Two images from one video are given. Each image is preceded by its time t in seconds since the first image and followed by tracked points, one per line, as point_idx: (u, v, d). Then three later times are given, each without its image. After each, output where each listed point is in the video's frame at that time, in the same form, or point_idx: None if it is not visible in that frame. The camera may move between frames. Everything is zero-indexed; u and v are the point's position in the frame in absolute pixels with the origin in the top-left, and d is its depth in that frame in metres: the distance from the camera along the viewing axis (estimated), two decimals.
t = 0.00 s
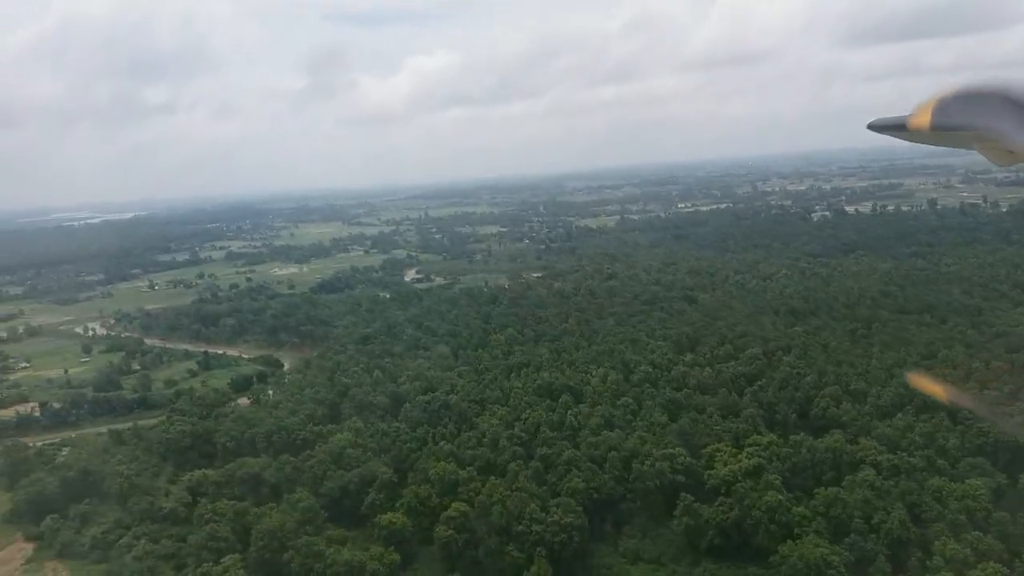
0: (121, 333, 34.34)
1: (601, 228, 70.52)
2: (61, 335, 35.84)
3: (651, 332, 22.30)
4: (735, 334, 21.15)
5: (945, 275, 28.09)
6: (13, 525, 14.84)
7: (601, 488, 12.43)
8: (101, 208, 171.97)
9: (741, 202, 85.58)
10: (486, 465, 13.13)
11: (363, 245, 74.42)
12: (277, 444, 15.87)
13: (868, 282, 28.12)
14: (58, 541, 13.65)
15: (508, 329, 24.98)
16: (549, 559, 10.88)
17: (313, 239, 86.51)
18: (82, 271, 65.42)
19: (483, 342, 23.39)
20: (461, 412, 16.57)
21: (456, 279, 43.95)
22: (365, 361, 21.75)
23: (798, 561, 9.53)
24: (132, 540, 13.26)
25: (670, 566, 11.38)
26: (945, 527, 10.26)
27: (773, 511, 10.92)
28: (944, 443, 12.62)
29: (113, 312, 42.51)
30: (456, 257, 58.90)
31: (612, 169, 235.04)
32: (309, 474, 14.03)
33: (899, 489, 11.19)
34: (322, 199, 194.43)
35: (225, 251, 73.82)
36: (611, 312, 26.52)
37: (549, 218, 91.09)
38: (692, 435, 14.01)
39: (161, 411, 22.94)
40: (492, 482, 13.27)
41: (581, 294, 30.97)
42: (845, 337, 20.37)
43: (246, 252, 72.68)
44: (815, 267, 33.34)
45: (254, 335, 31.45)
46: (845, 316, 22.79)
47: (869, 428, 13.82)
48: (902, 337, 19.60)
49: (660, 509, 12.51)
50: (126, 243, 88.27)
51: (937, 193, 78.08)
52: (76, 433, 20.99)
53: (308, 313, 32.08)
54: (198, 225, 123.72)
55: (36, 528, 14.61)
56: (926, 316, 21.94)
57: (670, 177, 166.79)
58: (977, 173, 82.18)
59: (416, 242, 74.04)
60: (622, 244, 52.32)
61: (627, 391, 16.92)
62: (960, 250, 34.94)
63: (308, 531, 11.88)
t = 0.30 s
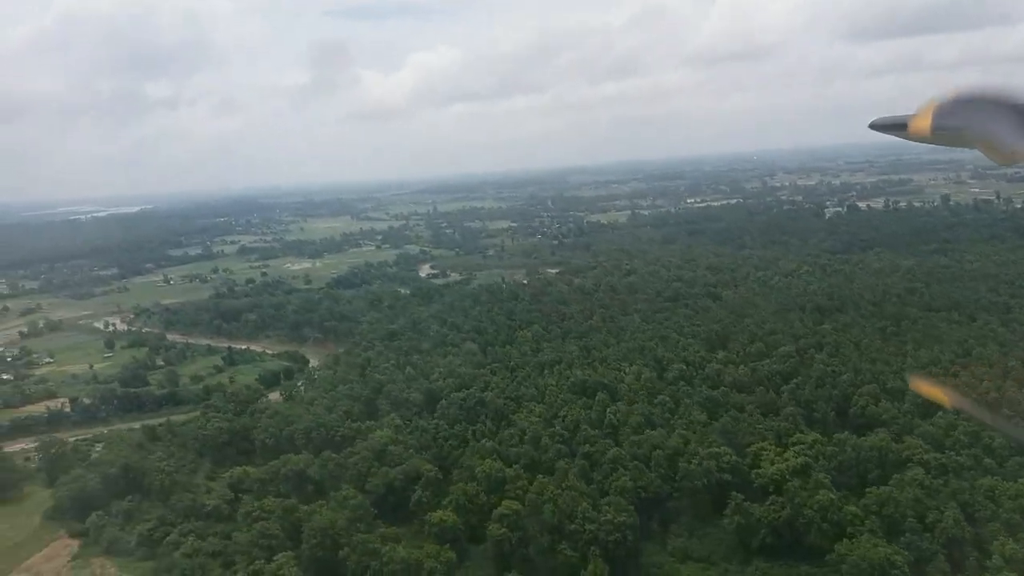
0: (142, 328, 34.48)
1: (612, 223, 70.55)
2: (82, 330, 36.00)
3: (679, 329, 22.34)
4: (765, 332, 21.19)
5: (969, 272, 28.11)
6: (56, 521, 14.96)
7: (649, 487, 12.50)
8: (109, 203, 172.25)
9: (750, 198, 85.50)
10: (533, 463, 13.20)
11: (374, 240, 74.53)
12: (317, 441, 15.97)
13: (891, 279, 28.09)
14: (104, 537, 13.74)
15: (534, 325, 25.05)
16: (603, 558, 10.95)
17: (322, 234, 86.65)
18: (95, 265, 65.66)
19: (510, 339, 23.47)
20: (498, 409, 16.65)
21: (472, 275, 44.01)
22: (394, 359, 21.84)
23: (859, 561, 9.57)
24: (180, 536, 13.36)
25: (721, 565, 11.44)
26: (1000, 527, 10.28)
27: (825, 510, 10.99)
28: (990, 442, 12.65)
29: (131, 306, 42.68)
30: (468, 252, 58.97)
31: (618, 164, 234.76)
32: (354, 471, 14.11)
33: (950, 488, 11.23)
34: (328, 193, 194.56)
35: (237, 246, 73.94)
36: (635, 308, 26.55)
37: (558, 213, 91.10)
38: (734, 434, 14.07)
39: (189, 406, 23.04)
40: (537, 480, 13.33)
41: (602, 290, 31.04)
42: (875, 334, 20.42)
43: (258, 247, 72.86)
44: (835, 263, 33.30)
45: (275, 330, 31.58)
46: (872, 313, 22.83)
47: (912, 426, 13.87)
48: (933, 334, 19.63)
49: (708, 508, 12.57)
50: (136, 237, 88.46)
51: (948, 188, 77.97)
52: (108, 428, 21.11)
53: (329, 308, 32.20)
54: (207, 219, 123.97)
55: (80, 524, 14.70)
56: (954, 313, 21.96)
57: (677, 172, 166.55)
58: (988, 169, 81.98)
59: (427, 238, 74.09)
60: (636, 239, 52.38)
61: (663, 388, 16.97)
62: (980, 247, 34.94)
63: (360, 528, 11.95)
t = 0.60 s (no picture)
0: (160, 325, 34.56)
1: (620, 218, 70.57)
2: (99, 327, 36.09)
3: (705, 326, 22.39)
4: (792, 328, 21.24)
5: (988, 267, 28.17)
6: (97, 519, 15.04)
7: (695, 484, 12.55)
8: (113, 198, 172.20)
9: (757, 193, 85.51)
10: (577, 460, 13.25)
11: (382, 235, 74.58)
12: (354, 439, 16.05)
13: (911, 274, 28.15)
14: (148, 535, 13.81)
15: (557, 322, 25.13)
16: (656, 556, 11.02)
17: (329, 229, 86.68)
18: (105, 261, 65.75)
19: (535, 335, 23.54)
20: (532, 405, 16.70)
21: (486, 271, 44.04)
22: (421, 356, 21.91)
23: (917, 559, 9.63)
24: (225, 534, 13.44)
25: (771, 562, 11.51)
26: None
27: (876, 507, 11.06)
28: None
29: (145, 302, 42.77)
30: (478, 248, 59.01)
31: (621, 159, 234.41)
32: (395, 469, 14.19)
33: (1000, 485, 11.28)
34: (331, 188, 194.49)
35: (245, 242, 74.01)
36: (657, 304, 26.60)
37: (565, 208, 91.12)
38: (775, 431, 14.12)
39: (216, 403, 23.14)
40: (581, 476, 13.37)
41: (621, 286, 31.12)
42: (903, 330, 20.49)
43: (267, 242, 72.94)
44: (852, 259, 33.35)
45: (295, 327, 31.66)
46: (896, 309, 22.90)
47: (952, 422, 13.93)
48: (961, 330, 19.70)
49: (753, 505, 12.63)
50: (143, 233, 88.52)
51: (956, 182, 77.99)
52: (137, 425, 21.20)
53: (347, 305, 32.29)
54: (212, 214, 124.04)
55: (122, 521, 14.78)
56: (980, 309, 22.02)
57: (680, 166, 166.42)
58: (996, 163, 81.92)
59: (435, 233, 74.18)
60: (647, 234, 52.42)
61: (697, 385, 17.01)
62: (996, 242, 35.00)
63: (409, 525, 12.01)
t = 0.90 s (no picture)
0: (178, 324, 34.61)
1: (630, 216, 70.59)
2: (117, 326, 36.16)
3: (732, 325, 22.45)
4: (819, 329, 21.31)
5: (1009, 267, 28.22)
6: (139, 520, 15.15)
7: (742, 486, 12.60)
8: (116, 196, 172.08)
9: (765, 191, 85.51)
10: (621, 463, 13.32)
11: (391, 233, 74.56)
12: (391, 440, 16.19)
13: (932, 274, 28.22)
14: (193, 537, 13.90)
15: (580, 322, 25.19)
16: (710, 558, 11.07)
17: (336, 227, 86.67)
18: (115, 259, 65.75)
19: (560, 335, 23.62)
20: (567, 405, 16.75)
21: (500, 270, 44.07)
22: (449, 357, 21.99)
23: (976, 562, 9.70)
24: (270, 535, 13.52)
25: (821, 563, 11.57)
26: None
27: (927, 509, 11.13)
28: None
29: (160, 301, 42.80)
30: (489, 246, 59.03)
31: (625, 156, 234.23)
32: (438, 470, 14.26)
33: None
34: (335, 186, 194.64)
35: (254, 240, 74.04)
36: (680, 304, 26.65)
37: (572, 206, 91.08)
38: (816, 432, 14.18)
39: (242, 403, 23.23)
40: (625, 478, 13.42)
41: (639, 285, 31.19)
42: (932, 330, 20.55)
43: (276, 240, 73.01)
44: (870, 259, 33.38)
45: (314, 327, 31.73)
46: (922, 309, 22.97)
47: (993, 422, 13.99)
48: (990, 330, 19.77)
49: (799, 507, 12.70)
50: (150, 231, 88.50)
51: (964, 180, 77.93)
52: (167, 426, 21.27)
53: (366, 304, 32.36)
54: (218, 212, 124.03)
55: (164, 522, 14.87)
56: (1006, 309, 22.07)
57: (685, 163, 166.32)
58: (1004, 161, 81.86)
59: (444, 231, 74.18)
60: (659, 233, 52.44)
61: (732, 387, 17.08)
62: (1014, 241, 35.03)
63: (460, 526, 12.07)
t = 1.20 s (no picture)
0: (188, 333, 34.53)
1: (631, 221, 70.72)
2: (125, 336, 36.05)
3: (750, 330, 22.48)
4: (838, 332, 21.36)
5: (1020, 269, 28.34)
6: (169, 532, 15.10)
7: (780, 493, 12.61)
8: (112, 205, 171.52)
9: (764, 194, 85.71)
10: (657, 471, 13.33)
11: (392, 240, 74.54)
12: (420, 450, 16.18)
13: (943, 276, 28.33)
14: (226, 549, 13.86)
15: (596, 328, 25.23)
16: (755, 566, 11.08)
17: (336, 234, 86.62)
18: (117, 269, 65.57)
19: (577, 341, 23.64)
20: (595, 413, 16.74)
21: (506, 276, 44.07)
22: (468, 365, 21.99)
23: None
24: (306, 547, 13.49)
25: (863, 568, 11.58)
26: None
27: (970, 514, 11.14)
28: None
29: (166, 311, 42.69)
30: (492, 252, 59.07)
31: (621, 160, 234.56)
32: (471, 479, 14.26)
33: None
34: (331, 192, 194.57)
35: (255, 248, 73.93)
36: (694, 309, 26.70)
37: (571, 211, 91.17)
38: (849, 437, 14.19)
39: (260, 413, 23.19)
40: (662, 486, 13.42)
41: (651, 290, 31.25)
42: (951, 332, 20.62)
43: (277, 248, 72.91)
44: (879, 262, 33.48)
45: (325, 336, 31.71)
46: (938, 312, 23.05)
47: None
48: (1010, 332, 19.83)
49: (837, 513, 12.71)
50: (150, 240, 88.28)
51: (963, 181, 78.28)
52: (187, 437, 21.22)
53: (377, 311, 32.34)
54: (217, 219, 123.85)
55: (195, 535, 14.82)
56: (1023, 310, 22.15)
57: (681, 167, 166.70)
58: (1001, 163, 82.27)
59: (445, 237, 74.19)
60: (663, 237, 52.57)
61: (759, 393, 17.10)
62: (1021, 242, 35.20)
63: (500, 536, 12.07)
